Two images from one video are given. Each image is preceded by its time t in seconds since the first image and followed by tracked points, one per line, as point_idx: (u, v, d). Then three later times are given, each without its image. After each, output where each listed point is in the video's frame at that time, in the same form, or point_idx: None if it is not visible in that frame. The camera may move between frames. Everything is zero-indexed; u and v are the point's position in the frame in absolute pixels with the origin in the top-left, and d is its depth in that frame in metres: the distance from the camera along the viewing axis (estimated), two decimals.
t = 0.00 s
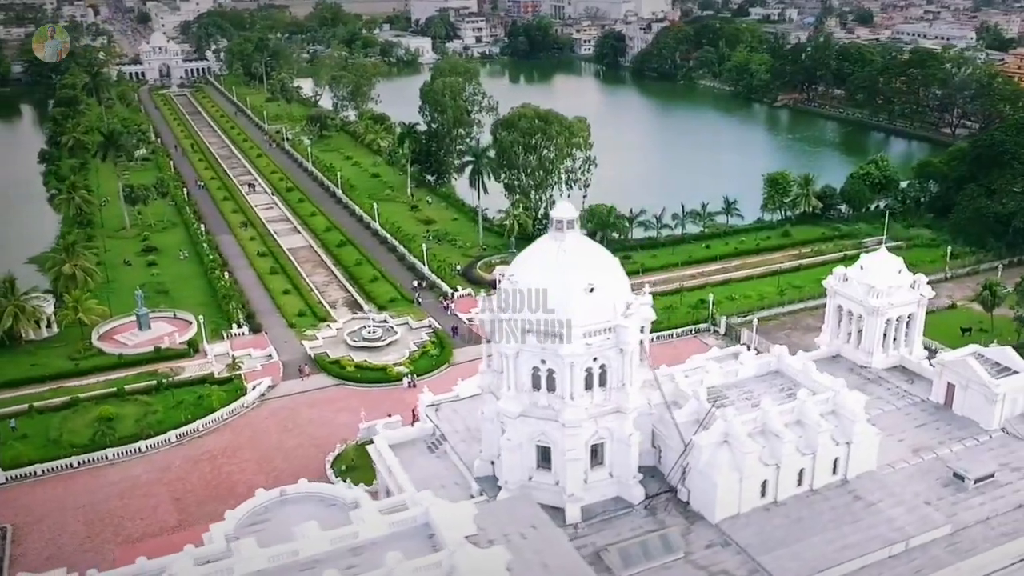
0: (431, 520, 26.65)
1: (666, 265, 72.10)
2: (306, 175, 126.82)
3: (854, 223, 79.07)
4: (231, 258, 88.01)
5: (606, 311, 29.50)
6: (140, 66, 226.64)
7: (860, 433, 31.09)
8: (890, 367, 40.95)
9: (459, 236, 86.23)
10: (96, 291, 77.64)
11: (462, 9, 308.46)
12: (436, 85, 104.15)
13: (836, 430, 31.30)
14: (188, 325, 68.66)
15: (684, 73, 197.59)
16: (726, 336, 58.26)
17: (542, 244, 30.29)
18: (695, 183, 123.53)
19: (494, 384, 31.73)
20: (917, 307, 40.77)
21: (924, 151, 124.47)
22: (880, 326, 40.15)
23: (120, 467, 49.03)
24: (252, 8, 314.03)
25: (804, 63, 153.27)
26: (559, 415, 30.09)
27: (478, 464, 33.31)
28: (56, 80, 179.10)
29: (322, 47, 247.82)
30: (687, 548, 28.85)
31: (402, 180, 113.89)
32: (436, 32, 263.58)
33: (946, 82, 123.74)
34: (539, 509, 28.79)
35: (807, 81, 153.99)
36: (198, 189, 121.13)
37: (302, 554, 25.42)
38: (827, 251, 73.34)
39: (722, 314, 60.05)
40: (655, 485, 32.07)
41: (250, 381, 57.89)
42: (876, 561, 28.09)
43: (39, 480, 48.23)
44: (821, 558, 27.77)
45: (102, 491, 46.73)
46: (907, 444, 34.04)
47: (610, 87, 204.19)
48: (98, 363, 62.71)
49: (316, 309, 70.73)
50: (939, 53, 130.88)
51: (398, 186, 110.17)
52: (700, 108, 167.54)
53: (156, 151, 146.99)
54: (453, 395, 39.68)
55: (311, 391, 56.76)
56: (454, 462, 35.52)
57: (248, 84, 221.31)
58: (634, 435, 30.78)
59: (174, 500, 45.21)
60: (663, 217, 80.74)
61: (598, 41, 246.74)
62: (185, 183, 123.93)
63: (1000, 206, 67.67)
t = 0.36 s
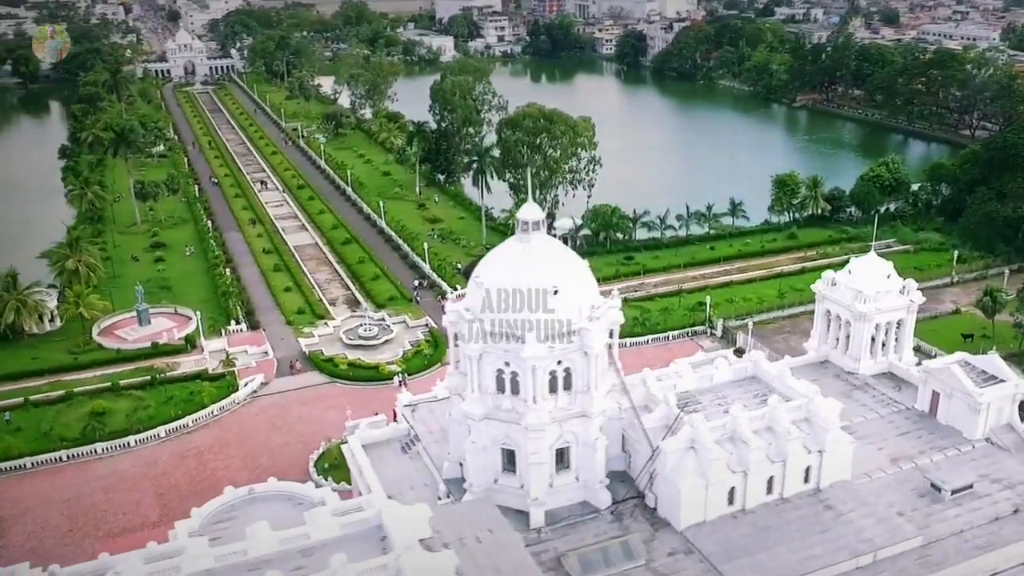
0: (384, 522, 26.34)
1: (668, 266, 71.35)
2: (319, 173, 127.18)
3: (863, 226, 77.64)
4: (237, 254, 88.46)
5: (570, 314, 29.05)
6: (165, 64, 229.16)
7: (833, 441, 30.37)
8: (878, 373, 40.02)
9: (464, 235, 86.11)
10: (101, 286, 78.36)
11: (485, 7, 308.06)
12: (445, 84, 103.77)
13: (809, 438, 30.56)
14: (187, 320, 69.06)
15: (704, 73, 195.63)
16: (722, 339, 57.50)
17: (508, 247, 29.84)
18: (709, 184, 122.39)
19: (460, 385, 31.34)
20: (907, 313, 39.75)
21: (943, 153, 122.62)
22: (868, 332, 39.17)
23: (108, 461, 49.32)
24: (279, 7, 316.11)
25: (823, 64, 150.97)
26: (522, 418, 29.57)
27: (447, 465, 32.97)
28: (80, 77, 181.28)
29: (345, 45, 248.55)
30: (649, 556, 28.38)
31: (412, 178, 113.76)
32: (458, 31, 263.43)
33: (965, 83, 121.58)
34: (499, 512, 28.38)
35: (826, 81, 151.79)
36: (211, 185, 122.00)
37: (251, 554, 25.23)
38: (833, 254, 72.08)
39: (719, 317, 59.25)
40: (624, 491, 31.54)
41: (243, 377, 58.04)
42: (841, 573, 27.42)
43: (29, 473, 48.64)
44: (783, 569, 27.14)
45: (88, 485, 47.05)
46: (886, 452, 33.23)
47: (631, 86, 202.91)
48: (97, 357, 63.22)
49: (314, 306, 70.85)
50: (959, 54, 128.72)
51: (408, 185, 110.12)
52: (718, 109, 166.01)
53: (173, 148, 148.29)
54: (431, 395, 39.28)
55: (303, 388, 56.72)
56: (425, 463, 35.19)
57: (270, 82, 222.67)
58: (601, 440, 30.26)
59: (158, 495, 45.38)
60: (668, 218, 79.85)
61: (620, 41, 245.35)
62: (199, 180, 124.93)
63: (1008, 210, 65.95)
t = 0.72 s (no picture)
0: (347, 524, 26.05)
1: (677, 269, 70.52)
2: (337, 172, 127.67)
3: (878, 230, 76.13)
4: (250, 251, 89.11)
5: (543, 317, 28.75)
6: (196, 62, 231.77)
7: (814, 450, 29.76)
8: (874, 381, 39.12)
9: (475, 235, 86.00)
10: (114, 280, 79.27)
11: (514, 7, 307.31)
12: (461, 84, 103.54)
13: (790, 447, 29.92)
14: (195, 316, 69.64)
15: (730, 74, 193.31)
16: (725, 343, 56.65)
17: (482, 249, 29.59)
18: (729, 185, 121.22)
19: (435, 387, 31.05)
20: (905, 320, 38.79)
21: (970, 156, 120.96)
22: (862, 339, 38.33)
23: (106, 455, 49.74)
24: (311, 6, 317.95)
25: (848, 65, 148.29)
26: (494, 422, 29.20)
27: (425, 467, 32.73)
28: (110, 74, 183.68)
29: (373, 44, 249.34)
30: (620, 563, 27.92)
31: (429, 177, 113.71)
32: (486, 30, 263.16)
33: (992, 85, 119.38)
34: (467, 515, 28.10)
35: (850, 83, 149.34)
36: (231, 182, 123.04)
37: (211, 553, 25.15)
38: (846, 258, 70.75)
39: (723, 320, 58.48)
40: (600, 497, 31.09)
41: (244, 374, 58.29)
42: None
43: (28, 465, 49.22)
44: None
45: (85, 478, 47.48)
46: (874, 463, 32.43)
47: (656, 87, 201.44)
48: (104, 352, 63.93)
49: (321, 304, 71.05)
50: (987, 55, 126.40)
51: (424, 184, 110.05)
52: (742, 110, 164.32)
53: (197, 145, 149.80)
54: (417, 395, 39.02)
55: (302, 386, 56.80)
56: (406, 464, 34.93)
57: (297, 80, 223.99)
58: (576, 445, 29.82)
59: (151, 489, 45.67)
60: (680, 219, 78.85)
61: (647, 40, 243.52)
62: (220, 177, 126.19)
63: None
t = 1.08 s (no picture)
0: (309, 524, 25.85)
1: (689, 272, 69.57)
2: (362, 169, 128.22)
3: (900, 235, 74.30)
4: (268, 247, 89.81)
5: (517, 319, 28.32)
6: (234, 59, 234.67)
7: (794, 461, 29.02)
8: (872, 391, 38.10)
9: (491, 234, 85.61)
10: (133, 274, 80.42)
11: (550, 6, 306.32)
12: (484, 83, 103.43)
13: (770, 457, 29.20)
14: (207, 311, 70.28)
15: (763, 74, 190.65)
16: (732, 348, 55.63)
17: (459, 251, 29.18)
18: (754, 187, 119.56)
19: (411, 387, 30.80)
20: (905, 329, 37.70)
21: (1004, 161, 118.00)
22: (860, 347, 37.39)
23: (108, 447, 50.28)
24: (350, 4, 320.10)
25: (881, 67, 145.48)
26: (467, 424, 28.88)
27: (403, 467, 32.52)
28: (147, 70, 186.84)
29: (407, 43, 250.53)
30: (588, 571, 27.44)
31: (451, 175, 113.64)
32: (521, 29, 262.82)
33: None
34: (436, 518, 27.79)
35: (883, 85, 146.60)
36: (256, 179, 124.19)
37: (172, 550, 25.12)
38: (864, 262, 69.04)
39: (731, 325, 57.47)
40: (577, 502, 30.61)
41: (250, 370, 58.65)
42: None
43: (33, 455, 49.95)
44: None
45: (85, 469, 48.04)
46: (861, 475, 31.57)
47: (688, 87, 199.53)
48: (116, 345, 64.78)
49: (332, 301, 71.27)
50: None
51: (445, 182, 110.05)
52: (774, 111, 162.01)
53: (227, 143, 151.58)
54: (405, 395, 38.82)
55: (306, 382, 56.98)
56: (387, 464, 34.75)
57: (330, 78, 225.56)
58: (550, 450, 29.38)
59: (148, 481, 46.07)
60: (696, 221, 77.73)
61: (682, 41, 241.12)
62: (247, 173, 127.59)
63: None
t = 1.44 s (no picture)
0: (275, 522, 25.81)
1: (704, 274, 68.59)
2: (389, 166, 128.64)
3: (924, 240, 72.41)
4: (289, 242, 90.55)
5: (493, 321, 27.91)
6: (274, 56, 237.39)
7: (775, 471, 28.29)
8: (872, 401, 36.98)
9: (509, 232, 85.05)
10: (154, 266, 81.65)
11: (589, 5, 304.43)
12: (509, 82, 103.23)
13: (751, 466, 28.50)
14: (223, 305, 71.03)
15: (799, 75, 187.56)
16: (742, 352, 54.56)
17: (436, 251, 28.81)
18: (783, 189, 117.56)
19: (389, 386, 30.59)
20: (907, 337, 36.57)
21: None
22: (859, 356, 36.35)
23: (114, 437, 51.03)
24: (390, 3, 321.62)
25: (919, 68, 142.29)
26: (442, 425, 28.58)
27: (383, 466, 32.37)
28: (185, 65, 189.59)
29: (444, 41, 250.96)
30: None
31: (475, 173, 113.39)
32: (558, 28, 261.60)
33: None
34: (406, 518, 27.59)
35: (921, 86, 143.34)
36: (285, 175, 125.33)
37: (138, 545, 25.26)
38: (885, 267, 67.23)
39: (741, 329, 56.35)
40: (556, 506, 30.17)
41: (259, 363, 59.07)
42: None
43: (42, 443, 50.94)
44: None
45: (91, 459, 48.82)
46: (849, 487, 30.73)
47: (724, 87, 196.91)
48: (132, 336, 65.77)
49: (346, 297, 71.49)
50: None
51: (469, 180, 109.80)
52: (809, 113, 159.35)
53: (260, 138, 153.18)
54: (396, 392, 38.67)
55: (312, 377, 57.20)
56: (372, 462, 34.64)
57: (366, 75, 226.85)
58: (526, 454, 28.98)
59: (149, 473, 46.54)
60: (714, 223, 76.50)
61: (720, 40, 238.02)
62: (275, 169, 128.75)
63: None
